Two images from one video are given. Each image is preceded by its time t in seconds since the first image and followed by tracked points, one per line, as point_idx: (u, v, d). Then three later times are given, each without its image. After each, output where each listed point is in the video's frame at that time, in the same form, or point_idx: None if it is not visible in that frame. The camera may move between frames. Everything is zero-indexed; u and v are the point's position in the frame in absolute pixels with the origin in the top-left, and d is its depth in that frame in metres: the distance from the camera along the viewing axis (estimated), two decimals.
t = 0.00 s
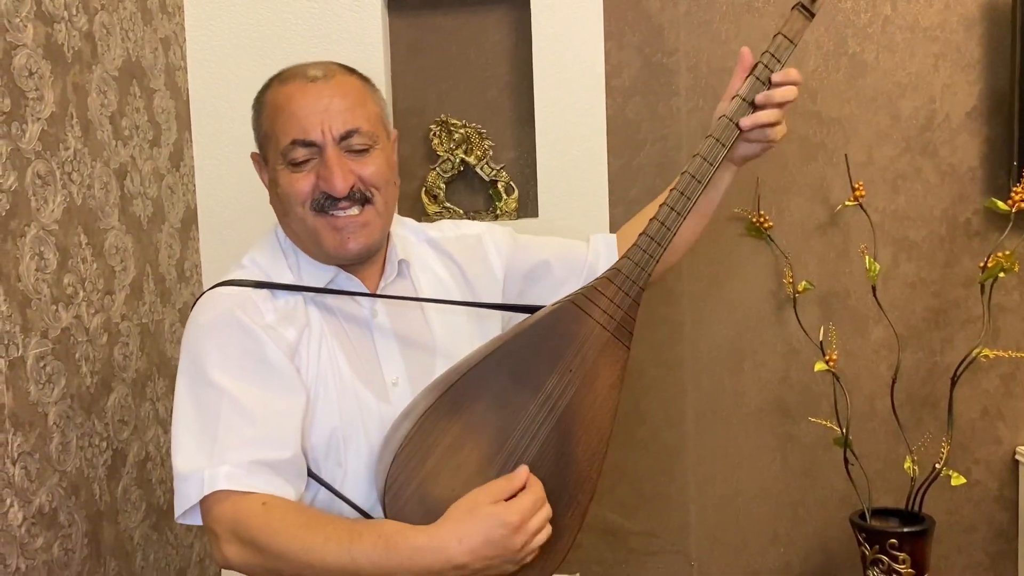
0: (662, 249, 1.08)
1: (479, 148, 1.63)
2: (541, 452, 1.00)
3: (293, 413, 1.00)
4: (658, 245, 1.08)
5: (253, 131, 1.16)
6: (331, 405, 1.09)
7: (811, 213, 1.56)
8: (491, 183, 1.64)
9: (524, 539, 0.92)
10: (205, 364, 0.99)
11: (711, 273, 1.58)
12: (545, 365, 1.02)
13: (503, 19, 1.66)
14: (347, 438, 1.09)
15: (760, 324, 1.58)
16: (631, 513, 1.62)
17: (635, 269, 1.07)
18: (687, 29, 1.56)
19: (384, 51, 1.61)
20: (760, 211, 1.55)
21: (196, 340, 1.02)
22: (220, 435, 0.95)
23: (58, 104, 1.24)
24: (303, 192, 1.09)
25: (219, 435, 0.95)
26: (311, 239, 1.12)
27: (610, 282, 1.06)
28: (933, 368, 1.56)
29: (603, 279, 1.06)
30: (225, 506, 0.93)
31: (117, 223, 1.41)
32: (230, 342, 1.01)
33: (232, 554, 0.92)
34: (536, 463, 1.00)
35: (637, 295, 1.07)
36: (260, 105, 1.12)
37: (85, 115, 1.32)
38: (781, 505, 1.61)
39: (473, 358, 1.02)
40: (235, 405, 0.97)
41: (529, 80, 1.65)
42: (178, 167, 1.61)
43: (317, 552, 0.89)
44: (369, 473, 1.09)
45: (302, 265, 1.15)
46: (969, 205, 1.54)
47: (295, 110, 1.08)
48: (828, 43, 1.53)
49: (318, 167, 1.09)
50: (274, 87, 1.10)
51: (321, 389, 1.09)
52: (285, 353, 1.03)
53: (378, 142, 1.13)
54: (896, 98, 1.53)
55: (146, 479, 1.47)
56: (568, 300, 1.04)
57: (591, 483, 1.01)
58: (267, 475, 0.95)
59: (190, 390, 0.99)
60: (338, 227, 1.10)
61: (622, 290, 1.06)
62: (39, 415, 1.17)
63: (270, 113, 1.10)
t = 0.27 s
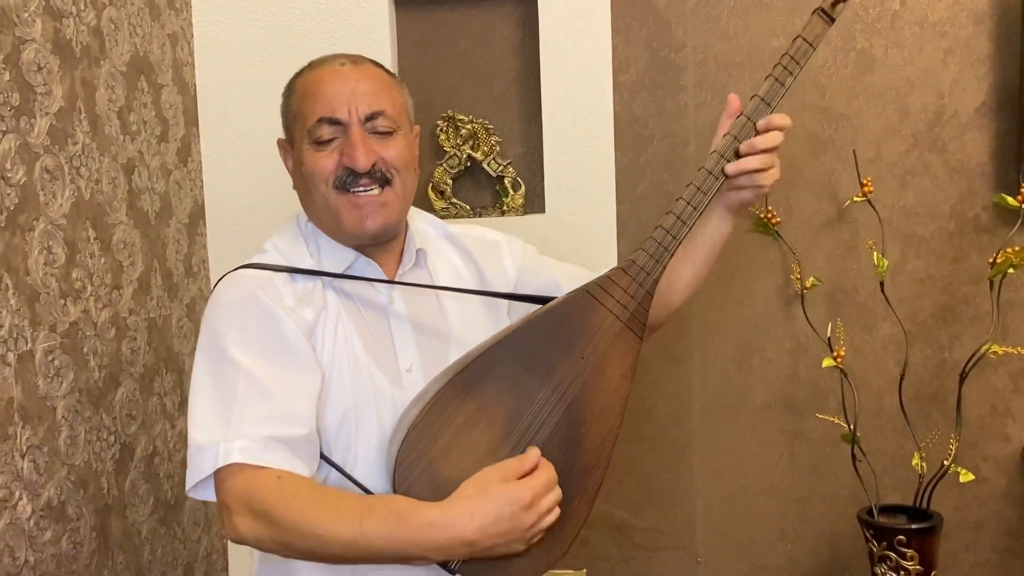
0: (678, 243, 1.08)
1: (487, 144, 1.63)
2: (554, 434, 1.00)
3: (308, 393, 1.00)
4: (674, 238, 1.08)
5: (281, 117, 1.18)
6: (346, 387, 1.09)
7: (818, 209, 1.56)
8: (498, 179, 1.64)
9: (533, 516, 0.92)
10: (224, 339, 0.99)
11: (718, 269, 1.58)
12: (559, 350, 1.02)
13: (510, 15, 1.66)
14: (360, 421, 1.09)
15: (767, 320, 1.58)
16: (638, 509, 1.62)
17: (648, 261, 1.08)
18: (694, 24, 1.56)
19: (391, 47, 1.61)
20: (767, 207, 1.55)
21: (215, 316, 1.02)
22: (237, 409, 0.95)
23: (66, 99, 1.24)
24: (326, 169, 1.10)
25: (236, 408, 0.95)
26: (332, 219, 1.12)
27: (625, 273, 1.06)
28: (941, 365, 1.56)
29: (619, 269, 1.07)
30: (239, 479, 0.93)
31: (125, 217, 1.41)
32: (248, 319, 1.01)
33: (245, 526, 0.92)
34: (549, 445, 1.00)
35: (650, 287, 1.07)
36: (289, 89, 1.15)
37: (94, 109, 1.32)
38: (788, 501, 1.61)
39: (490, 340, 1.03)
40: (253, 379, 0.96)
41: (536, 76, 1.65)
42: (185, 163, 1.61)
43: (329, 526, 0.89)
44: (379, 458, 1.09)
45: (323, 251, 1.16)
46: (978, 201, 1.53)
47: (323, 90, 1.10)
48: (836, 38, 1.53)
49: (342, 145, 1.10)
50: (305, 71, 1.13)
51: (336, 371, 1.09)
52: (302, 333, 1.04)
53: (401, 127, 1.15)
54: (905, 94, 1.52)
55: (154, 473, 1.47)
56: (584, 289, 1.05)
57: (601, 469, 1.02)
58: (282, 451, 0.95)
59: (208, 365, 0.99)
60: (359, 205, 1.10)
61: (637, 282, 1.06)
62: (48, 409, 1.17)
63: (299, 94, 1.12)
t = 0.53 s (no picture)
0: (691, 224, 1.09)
1: (495, 140, 1.63)
2: (569, 411, 1.00)
3: (324, 372, 1.01)
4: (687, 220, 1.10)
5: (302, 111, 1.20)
6: (362, 369, 1.10)
7: (828, 206, 1.56)
8: (507, 175, 1.64)
9: (546, 483, 0.91)
10: (243, 317, 1.01)
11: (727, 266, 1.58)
12: (573, 329, 1.03)
13: (519, 11, 1.66)
14: (375, 404, 1.10)
15: (777, 317, 1.58)
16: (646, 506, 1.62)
17: (661, 239, 1.09)
18: (703, 22, 1.56)
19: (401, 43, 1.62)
20: (777, 204, 1.54)
21: (235, 297, 1.04)
22: (253, 381, 0.96)
23: (78, 96, 1.25)
24: (343, 155, 1.11)
25: (252, 380, 0.96)
26: (349, 204, 1.13)
27: (638, 251, 1.08)
28: (952, 363, 1.55)
29: (632, 248, 1.08)
30: (254, 448, 0.93)
31: (136, 214, 1.42)
32: (267, 297, 1.03)
33: (258, 495, 0.91)
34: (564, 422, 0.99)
35: (665, 266, 1.08)
36: (309, 82, 1.17)
37: (105, 107, 1.32)
38: (797, 499, 1.61)
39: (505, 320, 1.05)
40: (270, 353, 0.97)
41: (545, 73, 1.65)
42: (196, 160, 1.62)
43: (341, 486, 0.89)
44: (394, 440, 1.09)
45: (341, 242, 1.16)
46: (989, 198, 1.52)
47: (341, 79, 1.11)
48: (846, 35, 1.53)
49: (359, 131, 1.11)
50: (324, 64, 1.15)
51: (353, 353, 1.10)
52: (319, 312, 1.05)
53: (416, 115, 1.15)
54: (915, 91, 1.52)
55: (165, 468, 1.48)
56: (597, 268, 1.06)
57: (615, 446, 1.01)
58: (296, 424, 0.95)
59: (227, 343, 1.00)
60: (375, 188, 1.11)
61: (650, 262, 1.07)
62: (60, 403, 1.18)
63: (318, 85, 1.14)
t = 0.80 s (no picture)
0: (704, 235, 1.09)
1: (504, 139, 1.64)
2: (579, 417, 1.00)
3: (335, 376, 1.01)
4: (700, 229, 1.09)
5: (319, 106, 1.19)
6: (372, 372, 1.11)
7: (838, 205, 1.55)
8: (515, 175, 1.65)
9: (558, 497, 0.92)
10: (254, 321, 1.01)
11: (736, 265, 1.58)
12: (586, 337, 1.03)
13: (528, 10, 1.66)
14: (386, 407, 1.10)
15: (786, 316, 1.58)
16: (655, 505, 1.62)
17: (675, 250, 1.08)
18: (713, 20, 1.56)
19: (408, 39, 1.61)
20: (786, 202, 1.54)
21: (247, 300, 1.03)
22: (265, 388, 0.96)
23: (88, 95, 1.26)
24: (361, 161, 1.11)
25: (264, 387, 0.96)
26: (364, 209, 1.13)
27: (652, 261, 1.08)
28: (963, 362, 1.54)
29: (647, 258, 1.08)
30: (267, 456, 0.93)
31: (146, 212, 1.42)
32: (278, 302, 1.02)
33: (269, 501, 0.92)
34: (574, 430, 1.00)
35: (678, 276, 1.08)
36: (329, 79, 1.16)
37: (115, 105, 1.33)
38: (806, 499, 1.60)
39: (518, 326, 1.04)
40: (282, 360, 0.97)
41: (554, 71, 1.65)
42: (206, 158, 1.62)
43: (353, 504, 0.89)
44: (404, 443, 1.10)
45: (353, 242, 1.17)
46: (1001, 196, 1.51)
47: (363, 83, 1.11)
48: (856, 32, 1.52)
49: (379, 138, 1.11)
50: (344, 62, 1.14)
51: (363, 356, 1.10)
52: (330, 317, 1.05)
53: (436, 122, 1.15)
54: (926, 89, 1.51)
55: (175, 466, 1.49)
56: (612, 276, 1.06)
57: (625, 455, 1.01)
58: (308, 431, 0.95)
59: (239, 347, 1.00)
60: (391, 197, 1.11)
61: (663, 272, 1.07)
62: (70, 401, 1.18)
63: (338, 85, 1.13)
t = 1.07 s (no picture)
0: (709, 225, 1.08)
1: (512, 137, 1.62)
2: (585, 418, 1.00)
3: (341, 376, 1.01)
4: (705, 219, 1.08)
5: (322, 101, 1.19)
6: (377, 371, 1.10)
7: (847, 203, 1.54)
8: (523, 171, 1.65)
9: (564, 496, 0.92)
10: (257, 323, 1.00)
11: (745, 263, 1.57)
12: (592, 335, 1.02)
13: (535, 7, 1.65)
14: (391, 407, 1.10)
15: (795, 314, 1.57)
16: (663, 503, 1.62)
17: (681, 242, 1.07)
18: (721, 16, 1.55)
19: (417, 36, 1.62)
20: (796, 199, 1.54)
21: (249, 300, 1.03)
22: (269, 391, 0.96)
23: (98, 93, 1.26)
24: (364, 155, 1.11)
25: (268, 390, 0.96)
26: (368, 203, 1.13)
27: (656, 253, 1.07)
28: (973, 359, 1.54)
29: (651, 251, 1.07)
30: (270, 459, 0.93)
31: (155, 210, 1.43)
32: (282, 302, 1.02)
33: (274, 505, 0.92)
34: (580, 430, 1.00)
35: (683, 268, 1.07)
36: (331, 74, 1.16)
37: (124, 103, 1.33)
38: (815, 497, 1.60)
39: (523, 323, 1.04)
40: (285, 362, 0.97)
41: (562, 69, 1.65)
42: (214, 156, 1.63)
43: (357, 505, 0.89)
44: (411, 443, 1.10)
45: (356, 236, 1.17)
46: (1011, 193, 1.50)
47: (366, 75, 1.11)
48: (865, 29, 1.51)
49: (382, 131, 1.11)
50: (347, 56, 1.14)
51: (368, 355, 1.10)
52: (335, 317, 1.04)
53: (439, 116, 1.15)
54: (936, 85, 1.50)
55: (184, 462, 1.49)
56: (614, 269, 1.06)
57: (634, 452, 1.01)
58: (312, 434, 0.95)
59: (242, 350, 1.00)
60: (395, 190, 1.11)
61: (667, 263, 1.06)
62: (79, 396, 1.18)
63: (341, 79, 1.13)
